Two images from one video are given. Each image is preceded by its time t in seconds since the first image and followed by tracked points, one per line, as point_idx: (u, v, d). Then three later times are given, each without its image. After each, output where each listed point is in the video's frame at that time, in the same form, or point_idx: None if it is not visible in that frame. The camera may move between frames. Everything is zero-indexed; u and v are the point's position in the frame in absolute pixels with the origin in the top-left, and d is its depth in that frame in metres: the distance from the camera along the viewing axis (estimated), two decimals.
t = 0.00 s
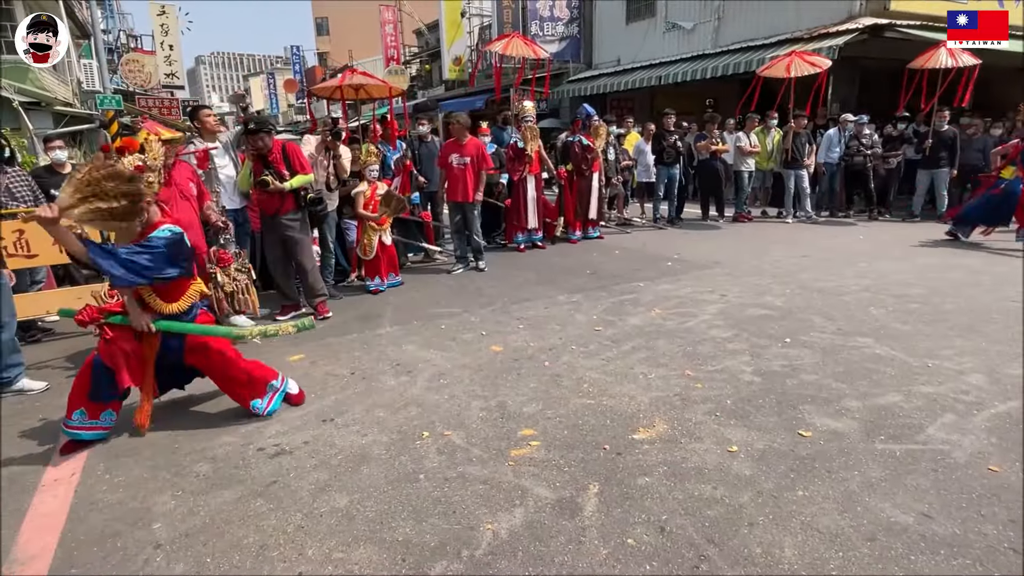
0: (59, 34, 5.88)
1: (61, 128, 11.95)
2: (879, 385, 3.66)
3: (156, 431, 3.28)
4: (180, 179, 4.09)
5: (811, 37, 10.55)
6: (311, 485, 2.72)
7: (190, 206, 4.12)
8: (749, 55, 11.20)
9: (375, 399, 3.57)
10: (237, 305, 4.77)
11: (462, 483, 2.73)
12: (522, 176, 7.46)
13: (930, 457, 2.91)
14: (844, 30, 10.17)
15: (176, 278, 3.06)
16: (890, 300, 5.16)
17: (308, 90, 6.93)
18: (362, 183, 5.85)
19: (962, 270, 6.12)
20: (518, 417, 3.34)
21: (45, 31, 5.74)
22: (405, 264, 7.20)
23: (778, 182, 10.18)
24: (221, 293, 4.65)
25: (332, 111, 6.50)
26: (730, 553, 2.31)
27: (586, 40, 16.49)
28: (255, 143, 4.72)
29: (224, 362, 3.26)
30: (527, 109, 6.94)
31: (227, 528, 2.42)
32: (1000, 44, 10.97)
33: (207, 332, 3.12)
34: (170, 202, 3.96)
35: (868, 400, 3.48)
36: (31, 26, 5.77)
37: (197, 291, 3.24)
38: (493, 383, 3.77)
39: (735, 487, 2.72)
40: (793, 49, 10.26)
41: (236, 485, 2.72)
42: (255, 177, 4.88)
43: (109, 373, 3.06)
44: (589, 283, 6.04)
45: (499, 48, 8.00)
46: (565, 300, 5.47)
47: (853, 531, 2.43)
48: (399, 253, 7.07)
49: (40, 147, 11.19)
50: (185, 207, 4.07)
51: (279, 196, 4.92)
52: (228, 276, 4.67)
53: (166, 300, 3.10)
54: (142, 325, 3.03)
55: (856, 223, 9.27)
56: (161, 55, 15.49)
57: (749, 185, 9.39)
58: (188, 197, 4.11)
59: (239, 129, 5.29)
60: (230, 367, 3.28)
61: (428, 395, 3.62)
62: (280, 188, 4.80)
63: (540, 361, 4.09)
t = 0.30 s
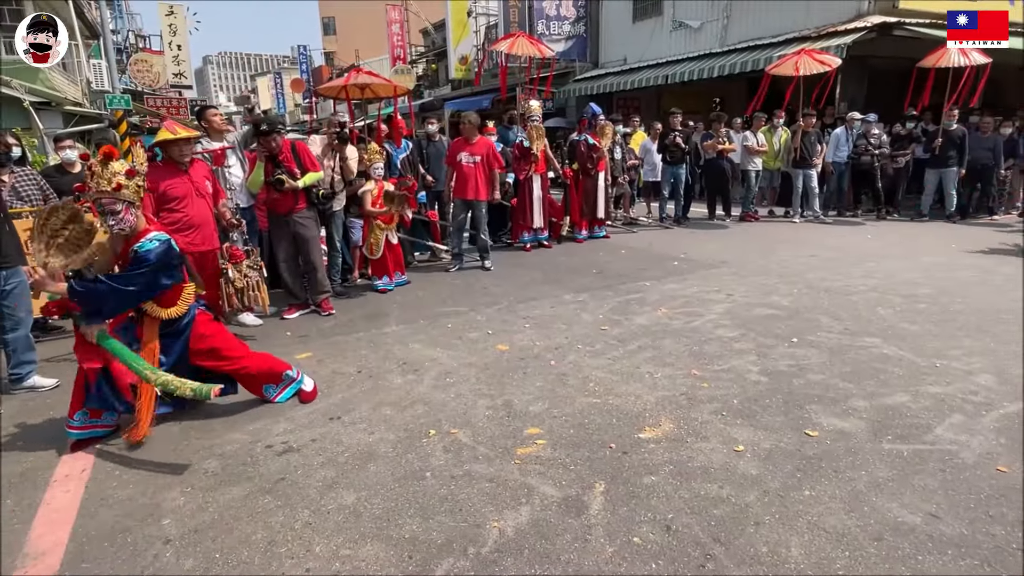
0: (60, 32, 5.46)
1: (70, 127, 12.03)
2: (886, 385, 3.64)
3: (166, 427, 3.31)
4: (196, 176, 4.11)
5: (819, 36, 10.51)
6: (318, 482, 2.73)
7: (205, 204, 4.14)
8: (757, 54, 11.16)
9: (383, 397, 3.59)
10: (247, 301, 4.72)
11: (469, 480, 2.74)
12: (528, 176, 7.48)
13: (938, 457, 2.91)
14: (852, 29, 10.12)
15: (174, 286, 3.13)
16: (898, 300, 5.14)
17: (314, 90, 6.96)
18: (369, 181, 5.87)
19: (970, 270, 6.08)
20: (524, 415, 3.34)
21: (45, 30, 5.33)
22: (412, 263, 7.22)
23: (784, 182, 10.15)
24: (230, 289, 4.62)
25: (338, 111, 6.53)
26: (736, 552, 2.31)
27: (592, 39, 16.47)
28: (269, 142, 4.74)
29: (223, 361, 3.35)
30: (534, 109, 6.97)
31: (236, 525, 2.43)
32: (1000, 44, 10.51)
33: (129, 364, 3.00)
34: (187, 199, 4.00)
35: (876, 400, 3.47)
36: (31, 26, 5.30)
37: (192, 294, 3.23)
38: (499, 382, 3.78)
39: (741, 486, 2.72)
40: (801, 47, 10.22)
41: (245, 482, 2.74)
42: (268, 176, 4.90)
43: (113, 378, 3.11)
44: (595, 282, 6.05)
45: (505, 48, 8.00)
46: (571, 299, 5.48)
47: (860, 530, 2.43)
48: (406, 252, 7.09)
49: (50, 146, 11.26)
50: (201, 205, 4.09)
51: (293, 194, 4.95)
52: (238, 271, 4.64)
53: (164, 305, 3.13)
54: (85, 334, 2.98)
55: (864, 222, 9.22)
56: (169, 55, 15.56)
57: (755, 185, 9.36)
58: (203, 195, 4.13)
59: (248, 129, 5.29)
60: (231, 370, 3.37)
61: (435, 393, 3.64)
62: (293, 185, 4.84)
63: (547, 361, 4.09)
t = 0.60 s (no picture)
0: (60, 32, 5.47)
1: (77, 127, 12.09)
2: (892, 385, 3.63)
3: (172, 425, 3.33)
4: (207, 175, 4.14)
5: (825, 34, 10.47)
6: (323, 480, 2.74)
7: (214, 202, 4.16)
8: (762, 53, 11.12)
9: (387, 396, 3.60)
10: (261, 298, 4.72)
11: (473, 479, 2.74)
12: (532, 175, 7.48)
13: (943, 458, 2.89)
14: (858, 28, 10.08)
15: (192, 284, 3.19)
16: (904, 300, 5.11)
17: (317, 90, 6.99)
18: (375, 180, 5.91)
19: (977, 270, 6.05)
20: (528, 414, 3.35)
21: (45, 30, 5.34)
22: (417, 261, 7.25)
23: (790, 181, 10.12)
24: (244, 287, 4.63)
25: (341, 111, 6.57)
26: (739, 551, 2.31)
27: (597, 38, 16.45)
28: (282, 140, 4.82)
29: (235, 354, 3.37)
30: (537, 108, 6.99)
31: (241, 522, 2.45)
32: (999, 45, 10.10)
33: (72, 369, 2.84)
34: (197, 196, 4.01)
35: (881, 400, 3.46)
36: (32, 26, 5.34)
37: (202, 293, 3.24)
38: (503, 381, 3.79)
39: (745, 485, 2.71)
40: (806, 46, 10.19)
41: (251, 480, 2.75)
42: (279, 175, 4.93)
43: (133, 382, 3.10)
44: (600, 281, 6.04)
45: (509, 47, 8.01)
46: (575, 299, 5.48)
47: (864, 531, 2.42)
48: (410, 251, 7.12)
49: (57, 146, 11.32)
50: (210, 203, 4.11)
51: (305, 192, 4.96)
52: (252, 270, 4.66)
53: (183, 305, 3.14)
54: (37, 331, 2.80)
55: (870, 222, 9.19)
56: (175, 55, 15.62)
57: (760, 184, 9.34)
58: (212, 194, 4.16)
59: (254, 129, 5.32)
60: (240, 360, 3.39)
61: (439, 392, 3.65)
62: (307, 183, 4.85)
63: (551, 360, 4.09)
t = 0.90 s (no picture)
0: (60, 32, 5.49)
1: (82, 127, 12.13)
2: (895, 385, 3.62)
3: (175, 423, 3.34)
4: (207, 175, 4.16)
5: (829, 33, 10.45)
6: (326, 479, 2.75)
7: (213, 202, 4.17)
8: (766, 52, 11.11)
9: (390, 395, 3.61)
10: (269, 294, 4.73)
11: (475, 478, 2.75)
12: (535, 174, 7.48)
13: (947, 458, 2.89)
14: (861, 27, 10.06)
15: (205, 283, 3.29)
16: (908, 301, 5.09)
17: (320, 89, 7.00)
18: (377, 179, 5.90)
19: (982, 269, 6.03)
20: (530, 413, 3.35)
21: (45, 30, 5.35)
22: (420, 261, 7.26)
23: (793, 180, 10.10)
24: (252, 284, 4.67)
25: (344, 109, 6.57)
26: (742, 551, 2.31)
27: (601, 37, 16.43)
28: (290, 138, 4.83)
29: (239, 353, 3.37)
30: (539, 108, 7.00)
31: (244, 520, 2.45)
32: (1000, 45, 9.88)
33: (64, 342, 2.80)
34: (196, 195, 4.02)
35: (884, 399, 3.45)
36: (31, 26, 5.34)
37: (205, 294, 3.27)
38: (506, 380, 3.79)
39: (747, 485, 2.71)
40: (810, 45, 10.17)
41: (254, 479, 2.76)
42: (285, 173, 4.94)
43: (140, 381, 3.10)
44: (603, 280, 6.04)
45: (511, 46, 8.01)
46: (578, 298, 5.47)
47: (867, 531, 2.42)
48: (413, 250, 7.13)
49: (63, 146, 11.35)
50: (209, 202, 4.12)
51: (310, 191, 4.98)
52: (258, 266, 4.69)
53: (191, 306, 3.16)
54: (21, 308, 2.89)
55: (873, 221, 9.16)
56: (179, 55, 15.66)
57: (764, 183, 9.31)
58: (212, 192, 4.17)
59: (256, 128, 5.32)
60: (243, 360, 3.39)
61: (442, 391, 3.65)
62: (313, 182, 4.86)
63: (553, 360, 4.09)
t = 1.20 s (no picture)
0: (60, 32, 5.48)
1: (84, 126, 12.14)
2: (896, 384, 3.62)
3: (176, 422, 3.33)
4: (197, 175, 4.15)
5: (831, 32, 10.44)
6: (328, 477, 2.75)
7: (206, 202, 4.20)
8: (768, 51, 11.10)
9: (392, 393, 3.61)
10: (264, 292, 4.72)
11: (477, 476, 2.75)
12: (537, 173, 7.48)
13: (949, 458, 2.88)
14: (864, 26, 10.05)
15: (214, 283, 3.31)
16: (910, 300, 5.08)
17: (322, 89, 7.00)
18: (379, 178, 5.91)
19: (984, 269, 6.01)
20: (532, 412, 3.35)
21: (45, 29, 5.35)
22: (421, 260, 7.25)
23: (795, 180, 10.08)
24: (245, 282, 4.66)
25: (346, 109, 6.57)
26: (744, 550, 2.31)
27: (602, 36, 16.41)
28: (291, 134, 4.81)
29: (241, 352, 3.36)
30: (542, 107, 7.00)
31: (246, 518, 2.46)
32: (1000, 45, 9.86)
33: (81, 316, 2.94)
34: (189, 197, 4.05)
35: (886, 399, 3.45)
36: (32, 26, 5.35)
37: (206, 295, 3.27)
38: (507, 379, 3.79)
39: (749, 484, 2.71)
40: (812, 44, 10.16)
41: (257, 477, 2.76)
42: (285, 171, 4.93)
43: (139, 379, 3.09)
44: (605, 280, 6.04)
45: (513, 45, 8.00)
46: (580, 297, 5.47)
47: (869, 530, 2.42)
48: (414, 250, 7.12)
49: (65, 145, 11.36)
50: (202, 203, 4.15)
51: (311, 190, 4.98)
52: (251, 264, 4.68)
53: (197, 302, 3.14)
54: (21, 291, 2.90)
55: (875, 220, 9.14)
56: (181, 54, 15.68)
57: (766, 182, 9.29)
58: (204, 193, 4.19)
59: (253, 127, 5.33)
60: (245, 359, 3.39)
61: (444, 389, 3.65)
62: (314, 180, 4.87)
63: (555, 359, 4.09)
